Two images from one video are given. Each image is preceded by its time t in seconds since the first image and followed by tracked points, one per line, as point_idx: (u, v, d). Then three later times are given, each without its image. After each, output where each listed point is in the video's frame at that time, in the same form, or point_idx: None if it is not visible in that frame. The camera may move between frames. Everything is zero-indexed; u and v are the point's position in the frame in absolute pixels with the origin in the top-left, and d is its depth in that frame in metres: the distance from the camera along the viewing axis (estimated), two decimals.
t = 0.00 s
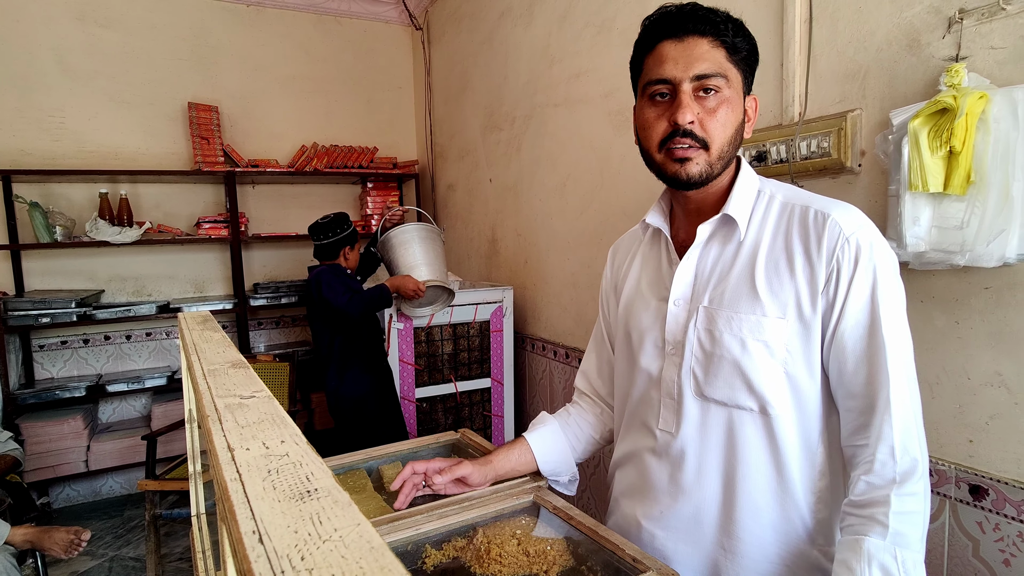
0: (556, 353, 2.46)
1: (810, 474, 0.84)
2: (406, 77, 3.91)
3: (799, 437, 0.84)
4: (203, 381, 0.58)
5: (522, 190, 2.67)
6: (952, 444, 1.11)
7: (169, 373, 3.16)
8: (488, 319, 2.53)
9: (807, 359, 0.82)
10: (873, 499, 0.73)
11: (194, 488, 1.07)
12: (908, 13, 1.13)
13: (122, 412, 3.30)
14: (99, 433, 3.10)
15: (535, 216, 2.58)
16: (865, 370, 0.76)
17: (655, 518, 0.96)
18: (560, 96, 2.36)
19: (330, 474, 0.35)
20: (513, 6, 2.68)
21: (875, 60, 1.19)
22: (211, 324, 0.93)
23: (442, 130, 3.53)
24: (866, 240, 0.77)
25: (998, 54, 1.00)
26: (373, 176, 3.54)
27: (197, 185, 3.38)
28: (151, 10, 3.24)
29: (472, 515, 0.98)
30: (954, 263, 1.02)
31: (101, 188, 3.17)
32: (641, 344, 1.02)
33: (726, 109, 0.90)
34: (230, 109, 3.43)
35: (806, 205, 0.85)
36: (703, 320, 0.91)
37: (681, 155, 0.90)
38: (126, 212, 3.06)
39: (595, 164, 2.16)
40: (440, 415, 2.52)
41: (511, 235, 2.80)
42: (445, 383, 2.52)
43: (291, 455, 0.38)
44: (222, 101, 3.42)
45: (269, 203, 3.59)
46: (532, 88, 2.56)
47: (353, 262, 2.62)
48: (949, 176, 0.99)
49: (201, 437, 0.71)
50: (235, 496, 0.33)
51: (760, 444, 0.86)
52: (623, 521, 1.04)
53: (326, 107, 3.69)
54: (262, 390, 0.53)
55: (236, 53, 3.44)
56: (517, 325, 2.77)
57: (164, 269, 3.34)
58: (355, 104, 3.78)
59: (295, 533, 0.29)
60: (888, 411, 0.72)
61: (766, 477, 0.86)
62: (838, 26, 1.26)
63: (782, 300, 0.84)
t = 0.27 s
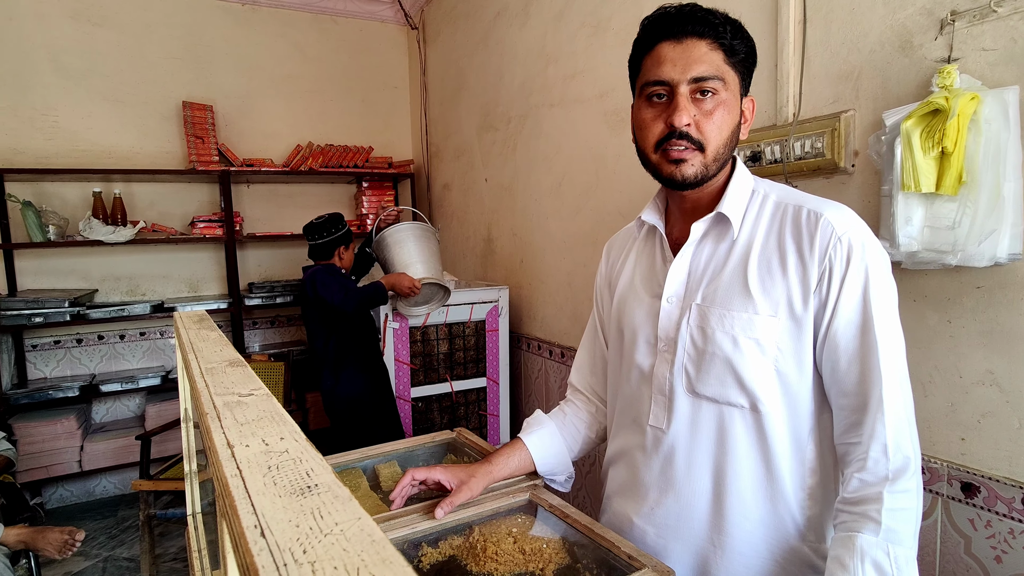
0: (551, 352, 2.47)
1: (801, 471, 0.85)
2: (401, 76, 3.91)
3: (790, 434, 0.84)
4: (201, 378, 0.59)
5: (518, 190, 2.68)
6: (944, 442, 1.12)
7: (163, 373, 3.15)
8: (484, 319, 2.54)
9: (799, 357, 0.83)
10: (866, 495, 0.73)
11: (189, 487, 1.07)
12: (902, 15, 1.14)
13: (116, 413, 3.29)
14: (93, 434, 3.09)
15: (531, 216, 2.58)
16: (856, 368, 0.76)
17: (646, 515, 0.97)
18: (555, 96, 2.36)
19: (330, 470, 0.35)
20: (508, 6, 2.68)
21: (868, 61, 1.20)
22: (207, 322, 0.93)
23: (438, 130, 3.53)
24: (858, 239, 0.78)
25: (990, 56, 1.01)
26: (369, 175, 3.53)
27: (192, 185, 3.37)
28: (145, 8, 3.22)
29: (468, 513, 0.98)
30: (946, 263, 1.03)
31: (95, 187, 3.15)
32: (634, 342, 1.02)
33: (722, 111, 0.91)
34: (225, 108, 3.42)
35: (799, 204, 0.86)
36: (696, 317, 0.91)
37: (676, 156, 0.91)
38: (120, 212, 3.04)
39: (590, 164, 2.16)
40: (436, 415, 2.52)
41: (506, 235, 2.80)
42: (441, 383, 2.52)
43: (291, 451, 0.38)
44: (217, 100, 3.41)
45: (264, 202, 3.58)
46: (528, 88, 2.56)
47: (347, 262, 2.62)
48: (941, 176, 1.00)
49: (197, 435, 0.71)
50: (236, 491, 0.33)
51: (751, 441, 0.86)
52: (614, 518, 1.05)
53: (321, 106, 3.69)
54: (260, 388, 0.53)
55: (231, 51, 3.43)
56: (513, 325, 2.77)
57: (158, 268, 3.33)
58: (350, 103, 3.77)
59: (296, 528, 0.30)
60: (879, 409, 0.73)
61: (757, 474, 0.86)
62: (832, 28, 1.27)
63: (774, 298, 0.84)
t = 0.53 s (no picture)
0: (546, 351, 2.47)
1: (795, 467, 0.85)
2: (396, 74, 3.90)
3: (785, 430, 0.85)
4: (197, 377, 0.58)
5: (513, 188, 2.68)
6: (936, 440, 1.13)
7: (156, 372, 3.13)
8: (478, 317, 2.54)
9: (795, 354, 0.83)
10: (859, 492, 0.74)
11: (183, 486, 1.06)
12: (894, 16, 1.14)
13: (108, 412, 3.27)
14: (85, 433, 3.07)
15: (526, 215, 2.58)
16: (852, 365, 0.77)
17: (642, 510, 0.97)
18: (550, 95, 2.36)
19: (328, 467, 0.35)
20: (503, 5, 2.68)
21: (862, 62, 1.21)
22: (202, 321, 0.92)
23: (432, 128, 3.52)
24: (855, 238, 0.79)
25: (981, 57, 1.02)
26: (363, 173, 3.52)
27: (185, 182, 3.35)
28: (137, 5, 3.20)
29: (463, 512, 0.98)
30: (938, 263, 1.04)
31: (86, 184, 3.13)
32: (631, 339, 1.02)
33: (717, 111, 0.91)
34: (218, 105, 3.40)
35: (796, 203, 0.87)
36: (693, 314, 0.92)
37: (671, 157, 0.91)
38: (112, 209, 3.02)
39: (585, 163, 2.17)
40: (430, 413, 2.52)
41: (501, 234, 2.80)
42: (436, 381, 2.52)
43: (289, 450, 0.38)
44: (210, 97, 3.39)
45: (258, 200, 3.56)
46: (523, 87, 2.56)
47: (341, 261, 2.61)
48: (933, 177, 1.01)
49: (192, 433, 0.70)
50: (235, 490, 0.33)
51: (747, 437, 0.87)
52: (610, 515, 1.05)
53: (315, 104, 3.67)
54: (257, 386, 0.53)
55: (224, 48, 3.41)
56: (507, 324, 2.77)
57: (151, 266, 3.31)
58: (345, 101, 3.76)
59: (296, 525, 0.30)
60: (871, 405, 0.74)
61: (753, 470, 0.87)
62: (825, 29, 1.28)
63: (771, 295, 0.85)
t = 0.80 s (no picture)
0: (541, 349, 2.47)
1: (793, 464, 0.86)
2: (390, 72, 3.89)
3: (784, 426, 0.86)
4: (192, 373, 0.58)
5: (507, 186, 2.68)
6: (927, 436, 1.14)
7: (148, 370, 3.11)
8: (473, 315, 2.54)
9: (795, 351, 0.84)
10: (852, 488, 0.75)
11: (177, 484, 1.06)
12: (887, 15, 1.15)
13: (100, 410, 3.25)
14: (77, 431, 3.05)
15: (520, 212, 2.58)
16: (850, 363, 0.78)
17: (640, 506, 0.98)
18: (545, 92, 2.36)
19: (325, 462, 0.35)
20: (498, 2, 2.68)
21: (855, 61, 1.21)
22: (195, 318, 0.92)
23: (427, 126, 3.52)
24: (856, 238, 0.79)
25: (974, 57, 1.03)
26: (357, 171, 3.51)
27: (178, 179, 3.33)
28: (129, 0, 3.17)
29: (458, 508, 0.98)
30: (930, 260, 1.05)
31: (78, 181, 3.10)
32: (632, 336, 1.03)
33: (688, 119, 0.90)
34: (211, 102, 3.38)
35: (798, 203, 0.87)
36: (694, 311, 0.92)
37: (642, 169, 0.94)
38: (104, 207, 3.00)
39: (580, 161, 2.17)
40: (424, 411, 2.52)
41: (496, 232, 2.80)
42: (430, 379, 2.52)
43: (285, 445, 0.38)
44: (203, 94, 3.36)
45: (251, 198, 3.54)
46: (518, 84, 2.56)
47: (334, 259, 2.61)
48: (925, 175, 1.02)
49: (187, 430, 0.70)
50: (232, 484, 0.33)
51: (747, 434, 0.87)
52: (608, 511, 1.05)
53: (309, 101, 3.66)
54: (252, 383, 0.53)
55: (217, 45, 3.39)
56: (502, 322, 2.77)
57: (143, 264, 3.29)
58: (339, 98, 3.74)
59: (293, 519, 0.30)
60: (867, 402, 0.74)
61: (751, 466, 0.87)
62: (818, 27, 1.28)
63: (772, 293, 0.85)
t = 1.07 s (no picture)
0: (537, 348, 2.47)
1: (789, 461, 0.86)
2: (386, 70, 3.88)
3: (780, 423, 0.86)
4: (188, 372, 0.58)
5: (503, 185, 2.67)
6: (921, 434, 1.15)
7: (143, 369, 3.10)
8: (469, 314, 2.54)
9: (792, 348, 0.84)
10: (844, 484, 0.75)
11: (172, 484, 1.05)
12: (882, 15, 1.15)
13: (94, 410, 3.23)
14: (71, 431, 3.03)
15: (517, 212, 2.58)
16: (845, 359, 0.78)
17: (639, 503, 0.98)
18: (541, 92, 2.36)
19: (320, 461, 0.35)
20: (494, 1, 2.68)
21: (850, 60, 1.22)
22: (191, 317, 0.91)
23: (422, 125, 3.51)
24: (850, 235, 0.79)
25: (967, 56, 1.03)
26: (353, 170, 3.50)
27: (172, 178, 3.32)
28: None
29: (455, 507, 0.98)
30: (923, 259, 1.05)
31: (72, 180, 3.09)
32: (630, 334, 1.03)
33: (682, 116, 0.90)
34: (206, 100, 3.37)
35: (794, 201, 0.87)
36: (692, 309, 0.92)
37: (636, 165, 0.94)
38: (98, 206, 2.99)
39: (576, 160, 2.17)
40: (420, 410, 2.52)
41: (492, 231, 2.80)
42: (426, 378, 2.51)
43: (281, 444, 0.38)
44: (198, 93, 3.35)
45: (246, 197, 3.53)
46: (513, 83, 2.56)
47: (331, 260, 2.60)
48: (919, 175, 1.02)
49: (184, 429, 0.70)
50: (227, 483, 0.33)
51: (745, 430, 0.88)
52: (606, 508, 1.06)
53: (305, 100, 3.64)
54: (248, 382, 0.53)
55: (212, 43, 3.37)
56: (498, 321, 2.77)
57: (138, 263, 3.27)
58: (334, 97, 3.73)
59: (289, 518, 0.30)
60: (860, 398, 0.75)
61: (748, 462, 0.88)
62: (814, 27, 1.29)
63: (769, 290, 0.86)
